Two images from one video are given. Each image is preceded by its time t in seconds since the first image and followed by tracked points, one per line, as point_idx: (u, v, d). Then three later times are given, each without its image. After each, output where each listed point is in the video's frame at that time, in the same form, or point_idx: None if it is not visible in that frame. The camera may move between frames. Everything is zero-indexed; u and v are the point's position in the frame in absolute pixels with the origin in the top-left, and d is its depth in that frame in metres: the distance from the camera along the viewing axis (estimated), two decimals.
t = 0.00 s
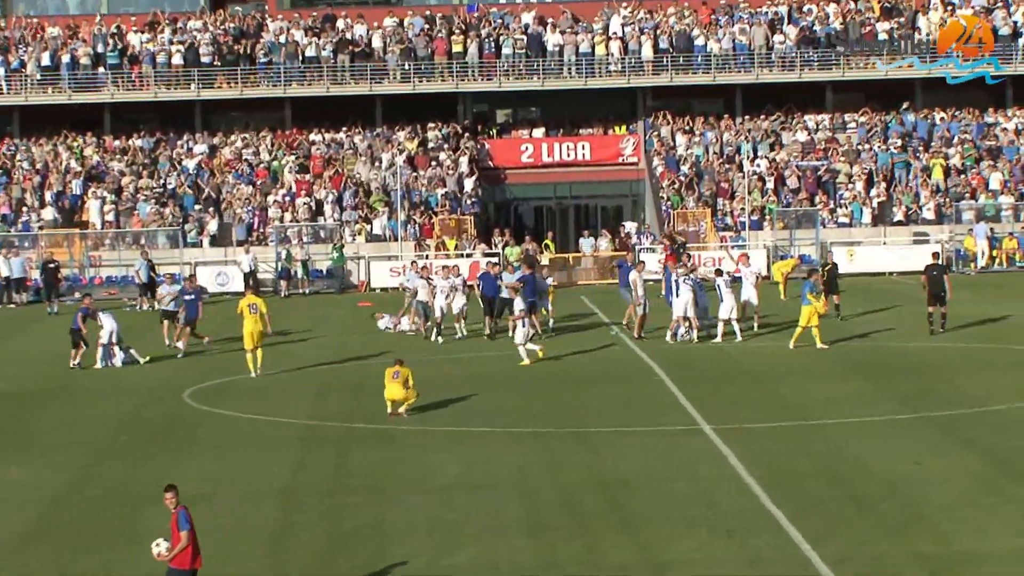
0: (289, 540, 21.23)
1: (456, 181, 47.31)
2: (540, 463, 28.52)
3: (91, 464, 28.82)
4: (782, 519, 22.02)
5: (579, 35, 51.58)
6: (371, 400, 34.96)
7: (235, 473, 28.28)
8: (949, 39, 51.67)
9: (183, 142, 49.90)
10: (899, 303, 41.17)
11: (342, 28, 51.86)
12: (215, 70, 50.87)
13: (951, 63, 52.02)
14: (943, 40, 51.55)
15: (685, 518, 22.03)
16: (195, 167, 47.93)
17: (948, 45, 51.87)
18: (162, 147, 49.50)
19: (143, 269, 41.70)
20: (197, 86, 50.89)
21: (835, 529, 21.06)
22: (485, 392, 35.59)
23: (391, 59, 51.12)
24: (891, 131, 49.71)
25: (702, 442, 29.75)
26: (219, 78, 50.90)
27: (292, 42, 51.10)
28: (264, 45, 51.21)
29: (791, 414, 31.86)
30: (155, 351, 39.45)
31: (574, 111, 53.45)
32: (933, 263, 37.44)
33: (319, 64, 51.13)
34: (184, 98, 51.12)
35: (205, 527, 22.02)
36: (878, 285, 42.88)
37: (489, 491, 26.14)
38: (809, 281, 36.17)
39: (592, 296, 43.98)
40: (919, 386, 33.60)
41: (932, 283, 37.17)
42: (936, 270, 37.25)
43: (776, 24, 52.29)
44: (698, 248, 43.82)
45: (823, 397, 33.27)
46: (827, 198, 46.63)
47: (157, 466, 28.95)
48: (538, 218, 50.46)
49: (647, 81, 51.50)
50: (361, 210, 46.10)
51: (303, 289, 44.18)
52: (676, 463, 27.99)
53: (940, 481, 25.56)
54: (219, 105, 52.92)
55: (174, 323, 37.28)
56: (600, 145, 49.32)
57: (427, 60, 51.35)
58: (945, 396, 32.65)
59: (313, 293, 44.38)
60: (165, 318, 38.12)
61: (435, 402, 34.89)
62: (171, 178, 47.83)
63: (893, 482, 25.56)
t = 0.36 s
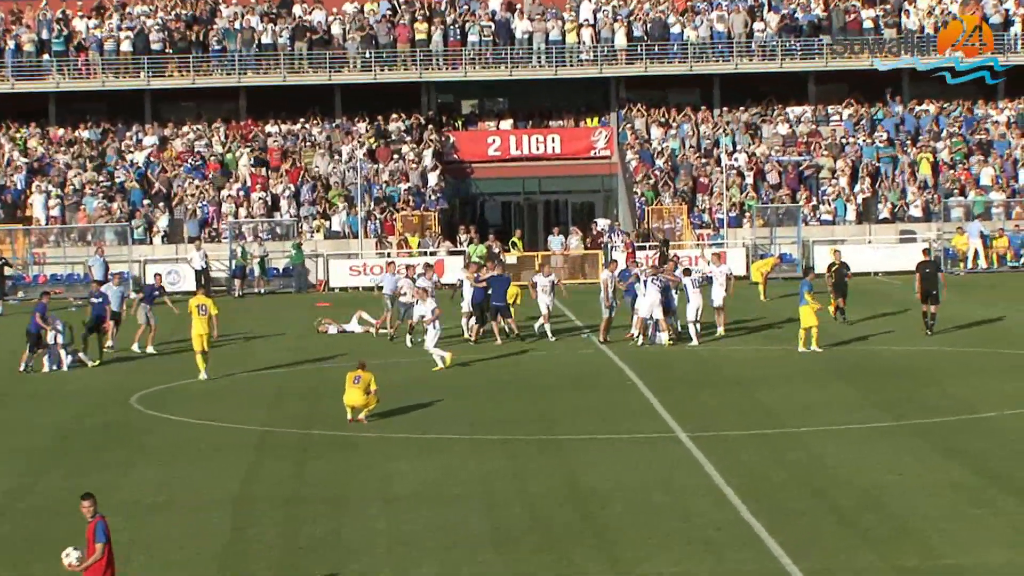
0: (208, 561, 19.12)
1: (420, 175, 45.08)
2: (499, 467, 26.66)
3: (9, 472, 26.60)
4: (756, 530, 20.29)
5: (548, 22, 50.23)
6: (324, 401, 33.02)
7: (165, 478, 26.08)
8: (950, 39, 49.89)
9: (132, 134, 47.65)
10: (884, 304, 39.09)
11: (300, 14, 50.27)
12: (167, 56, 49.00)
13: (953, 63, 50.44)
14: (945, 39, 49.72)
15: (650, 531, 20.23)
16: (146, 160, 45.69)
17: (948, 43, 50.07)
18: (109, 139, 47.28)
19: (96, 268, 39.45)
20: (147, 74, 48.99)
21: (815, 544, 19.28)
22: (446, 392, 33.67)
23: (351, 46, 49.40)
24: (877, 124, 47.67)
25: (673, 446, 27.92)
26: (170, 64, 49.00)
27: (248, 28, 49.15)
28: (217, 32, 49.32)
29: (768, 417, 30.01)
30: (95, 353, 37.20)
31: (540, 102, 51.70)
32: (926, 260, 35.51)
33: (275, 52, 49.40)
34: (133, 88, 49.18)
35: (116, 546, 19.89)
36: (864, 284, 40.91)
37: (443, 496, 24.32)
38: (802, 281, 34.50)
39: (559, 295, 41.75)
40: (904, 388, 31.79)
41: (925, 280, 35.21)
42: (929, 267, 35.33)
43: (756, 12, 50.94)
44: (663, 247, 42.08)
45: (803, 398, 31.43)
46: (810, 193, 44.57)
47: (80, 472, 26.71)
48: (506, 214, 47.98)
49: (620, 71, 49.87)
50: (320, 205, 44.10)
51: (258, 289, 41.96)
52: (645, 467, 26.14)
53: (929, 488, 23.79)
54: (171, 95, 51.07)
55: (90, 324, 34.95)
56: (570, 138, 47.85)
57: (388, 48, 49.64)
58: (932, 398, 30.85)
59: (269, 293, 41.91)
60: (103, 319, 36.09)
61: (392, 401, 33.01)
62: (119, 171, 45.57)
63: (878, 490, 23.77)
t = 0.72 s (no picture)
0: None
1: (392, 169, 42.84)
2: (470, 470, 24.83)
3: None
4: (746, 541, 18.54)
5: (527, 8, 48.47)
6: (287, 399, 31.09)
7: (100, 483, 23.90)
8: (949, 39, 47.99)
9: (89, 125, 45.45)
10: (879, 304, 37.11)
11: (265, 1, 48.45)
12: (126, 43, 47.39)
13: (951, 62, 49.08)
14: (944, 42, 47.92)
15: (632, 545, 18.46)
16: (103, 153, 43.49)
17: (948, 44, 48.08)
18: (65, 130, 45.10)
19: (59, 267, 37.20)
20: (105, 62, 47.30)
21: (812, 556, 17.53)
22: (416, 392, 31.77)
23: (319, 32, 47.72)
24: (873, 116, 45.68)
25: (656, 449, 26.07)
26: (129, 53, 47.39)
27: (211, 15, 47.74)
28: (180, 18, 47.96)
29: (758, 418, 28.18)
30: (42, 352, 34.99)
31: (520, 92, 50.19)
32: (927, 259, 33.47)
33: (240, 39, 47.72)
34: (91, 76, 47.49)
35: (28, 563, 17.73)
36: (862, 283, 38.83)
37: (407, 502, 22.50)
38: (817, 281, 31.94)
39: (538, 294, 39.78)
40: (903, 390, 29.93)
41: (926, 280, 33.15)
42: (931, 266, 33.30)
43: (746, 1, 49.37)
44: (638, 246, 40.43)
45: (795, 399, 29.61)
46: (802, 188, 42.55)
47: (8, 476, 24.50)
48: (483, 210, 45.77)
49: (603, 59, 48.18)
50: (288, 200, 41.95)
51: (223, 289, 39.85)
52: (627, 471, 24.32)
53: (934, 495, 22.03)
54: (130, 84, 49.49)
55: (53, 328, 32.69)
56: (550, 131, 45.87)
57: (359, 35, 48.05)
58: (935, 401, 28.93)
59: (233, 293, 39.83)
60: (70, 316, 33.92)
61: (359, 400, 31.09)
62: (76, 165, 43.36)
63: (878, 496, 22.01)
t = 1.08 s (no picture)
0: None
1: (366, 162, 40.98)
2: (439, 469, 22.91)
3: None
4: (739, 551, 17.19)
5: None
6: (248, 398, 29.11)
7: (29, 490, 21.76)
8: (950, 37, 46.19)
9: (47, 117, 43.41)
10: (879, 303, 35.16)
11: None
12: (86, 30, 46.04)
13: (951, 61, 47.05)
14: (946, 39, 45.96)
15: (612, 561, 16.46)
16: (63, 147, 41.50)
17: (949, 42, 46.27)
18: (23, 121, 43.08)
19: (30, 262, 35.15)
20: (63, 50, 45.92)
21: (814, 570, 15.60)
22: (386, 390, 29.67)
23: (291, 19, 46.27)
24: (871, 107, 43.68)
25: (641, 449, 24.13)
26: (89, 40, 46.00)
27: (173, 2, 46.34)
28: (142, 5, 46.60)
29: (751, 418, 26.27)
30: None
31: (499, 79, 48.50)
32: (934, 258, 31.51)
33: (207, 26, 46.33)
34: (49, 64, 46.02)
35: None
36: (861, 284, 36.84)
37: (368, 506, 20.57)
38: (833, 281, 29.37)
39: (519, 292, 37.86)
40: (906, 391, 28.03)
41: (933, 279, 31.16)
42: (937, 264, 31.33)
43: None
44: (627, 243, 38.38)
45: (790, 399, 27.72)
46: (799, 183, 40.66)
47: None
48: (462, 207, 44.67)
49: (589, 46, 46.65)
50: (257, 194, 40.04)
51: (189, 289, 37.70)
52: (609, 474, 22.41)
53: (943, 502, 20.18)
54: (90, 73, 47.78)
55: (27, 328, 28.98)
56: (532, 122, 44.26)
57: (332, 21, 46.40)
58: (943, 404, 26.90)
59: (199, 294, 37.82)
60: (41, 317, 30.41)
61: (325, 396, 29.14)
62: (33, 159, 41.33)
63: (881, 503, 20.15)
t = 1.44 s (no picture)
0: None
1: (338, 158, 39.05)
2: (396, 478, 21.06)
3: None
4: (732, 567, 16.03)
5: None
6: (201, 401, 27.20)
7: None
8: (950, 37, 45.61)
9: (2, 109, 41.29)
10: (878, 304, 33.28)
11: None
12: (41, 18, 44.20)
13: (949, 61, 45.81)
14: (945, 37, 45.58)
15: None
16: (17, 142, 39.44)
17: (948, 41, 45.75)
18: None
19: None
20: (18, 38, 43.90)
21: None
22: (351, 395, 27.67)
23: (257, 6, 44.54)
24: (871, 98, 41.86)
25: (620, 455, 22.29)
26: (45, 29, 44.11)
27: None
28: None
29: (739, 423, 24.43)
30: None
31: (476, 71, 46.54)
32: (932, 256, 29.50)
33: (170, 15, 44.56)
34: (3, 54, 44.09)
35: None
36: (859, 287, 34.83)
37: (317, 518, 18.71)
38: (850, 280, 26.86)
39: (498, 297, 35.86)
40: (905, 394, 26.24)
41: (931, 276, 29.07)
42: (935, 263, 29.33)
43: None
44: (615, 242, 36.30)
45: (782, 403, 25.87)
46: (795, 179, 38.74)
47: None
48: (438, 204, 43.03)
49: (572, 35, 44.68)
50: (222, 189, 38.09)
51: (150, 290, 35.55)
52: (583, 482, 20.55)
53: (950, 513, 18.37)
54: (46, 63, 45.78)
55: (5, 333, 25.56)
56: (513, 114, 42.40)
57: (302, 10, 44.80)
58: (952, 410, 25.00)
59: (161, 296, 35.52)
60: (10, 324, 27.25)
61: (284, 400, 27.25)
62: None
63: (881, 514, 18.32)
